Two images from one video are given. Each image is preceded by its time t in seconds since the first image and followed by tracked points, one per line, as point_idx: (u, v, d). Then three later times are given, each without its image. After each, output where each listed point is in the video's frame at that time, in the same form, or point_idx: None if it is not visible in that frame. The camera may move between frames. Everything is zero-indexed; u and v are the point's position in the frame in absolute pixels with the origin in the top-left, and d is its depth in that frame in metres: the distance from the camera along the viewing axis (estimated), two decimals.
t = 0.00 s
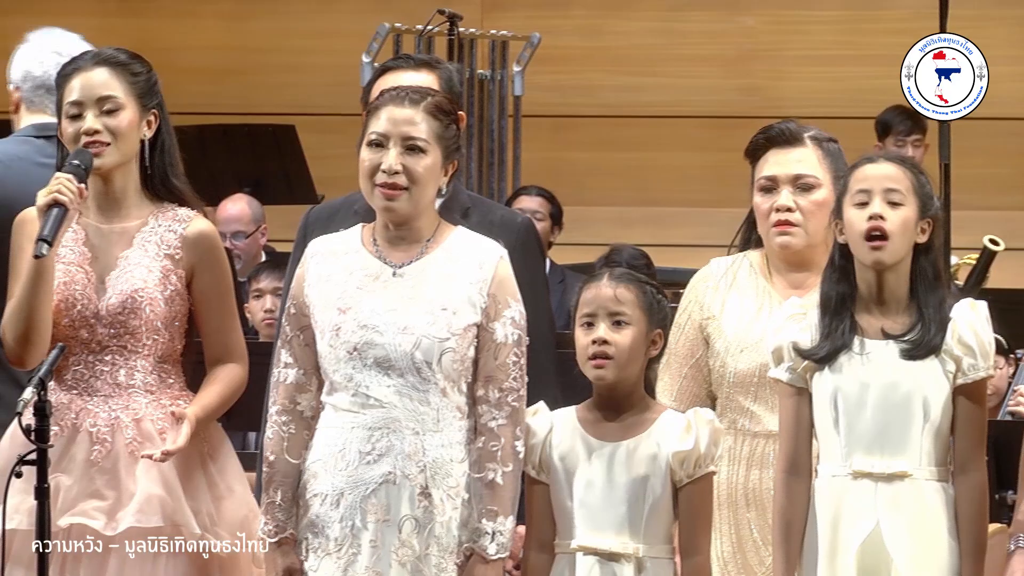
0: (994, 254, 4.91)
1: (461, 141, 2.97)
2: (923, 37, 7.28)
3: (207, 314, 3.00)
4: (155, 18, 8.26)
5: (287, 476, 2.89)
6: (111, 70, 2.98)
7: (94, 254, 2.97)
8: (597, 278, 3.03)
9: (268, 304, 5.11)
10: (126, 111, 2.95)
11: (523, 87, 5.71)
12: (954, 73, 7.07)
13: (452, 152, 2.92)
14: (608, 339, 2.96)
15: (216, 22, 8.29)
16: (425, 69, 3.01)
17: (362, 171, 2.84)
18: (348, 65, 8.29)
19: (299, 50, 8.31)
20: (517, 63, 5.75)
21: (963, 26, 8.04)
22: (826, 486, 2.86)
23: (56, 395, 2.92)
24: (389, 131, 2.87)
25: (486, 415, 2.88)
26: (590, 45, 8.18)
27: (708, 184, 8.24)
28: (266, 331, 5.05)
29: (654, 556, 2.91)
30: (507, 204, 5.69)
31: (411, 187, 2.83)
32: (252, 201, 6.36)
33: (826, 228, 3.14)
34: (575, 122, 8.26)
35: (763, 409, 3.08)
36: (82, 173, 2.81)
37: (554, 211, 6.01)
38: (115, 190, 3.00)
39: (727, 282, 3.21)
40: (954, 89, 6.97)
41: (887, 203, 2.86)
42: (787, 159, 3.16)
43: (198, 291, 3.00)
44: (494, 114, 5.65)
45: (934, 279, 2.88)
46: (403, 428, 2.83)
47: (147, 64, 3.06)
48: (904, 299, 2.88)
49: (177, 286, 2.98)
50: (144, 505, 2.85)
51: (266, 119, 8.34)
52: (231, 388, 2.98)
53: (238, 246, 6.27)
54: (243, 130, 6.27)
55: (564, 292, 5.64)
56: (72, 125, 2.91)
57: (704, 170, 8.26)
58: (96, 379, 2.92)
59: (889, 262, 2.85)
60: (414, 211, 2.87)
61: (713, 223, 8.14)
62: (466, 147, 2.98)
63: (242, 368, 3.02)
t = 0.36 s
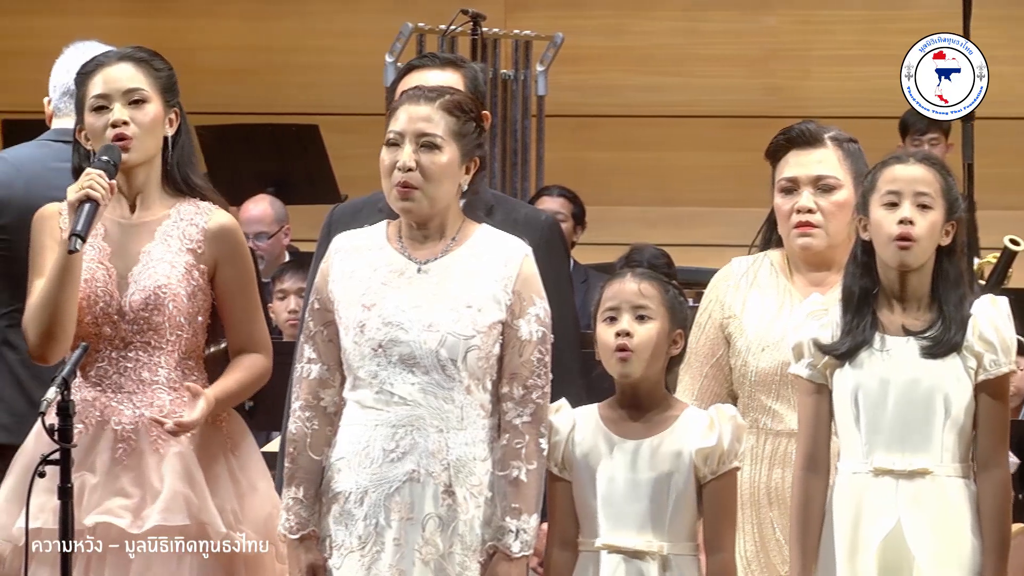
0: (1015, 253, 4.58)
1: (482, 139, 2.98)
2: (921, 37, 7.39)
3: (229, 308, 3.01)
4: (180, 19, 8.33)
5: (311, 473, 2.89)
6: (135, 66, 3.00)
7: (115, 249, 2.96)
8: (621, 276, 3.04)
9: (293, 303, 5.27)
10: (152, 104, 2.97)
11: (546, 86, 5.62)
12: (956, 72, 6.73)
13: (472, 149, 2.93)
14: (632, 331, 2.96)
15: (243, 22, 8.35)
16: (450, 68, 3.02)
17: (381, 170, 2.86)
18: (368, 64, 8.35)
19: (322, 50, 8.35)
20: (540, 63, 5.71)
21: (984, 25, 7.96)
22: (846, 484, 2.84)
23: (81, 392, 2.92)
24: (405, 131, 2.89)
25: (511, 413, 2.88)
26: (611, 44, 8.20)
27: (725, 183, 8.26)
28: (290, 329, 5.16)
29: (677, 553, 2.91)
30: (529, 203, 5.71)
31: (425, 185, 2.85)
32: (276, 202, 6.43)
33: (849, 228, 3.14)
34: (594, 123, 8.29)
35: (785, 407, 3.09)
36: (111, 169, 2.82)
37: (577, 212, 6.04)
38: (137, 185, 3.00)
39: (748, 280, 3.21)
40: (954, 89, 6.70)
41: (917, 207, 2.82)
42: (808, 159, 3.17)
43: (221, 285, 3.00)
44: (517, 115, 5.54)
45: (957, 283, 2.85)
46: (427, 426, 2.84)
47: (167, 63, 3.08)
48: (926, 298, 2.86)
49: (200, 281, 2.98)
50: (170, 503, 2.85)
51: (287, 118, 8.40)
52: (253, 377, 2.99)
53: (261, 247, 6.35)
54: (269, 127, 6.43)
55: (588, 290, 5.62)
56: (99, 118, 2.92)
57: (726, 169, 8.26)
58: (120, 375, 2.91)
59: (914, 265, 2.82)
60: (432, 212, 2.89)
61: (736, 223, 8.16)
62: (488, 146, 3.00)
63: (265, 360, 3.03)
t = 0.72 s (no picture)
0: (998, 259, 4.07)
1: (503, 137, 2.96)
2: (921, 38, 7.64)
3: (251, 315, 2.99)
4: (204, 19, 8.38)
5: (335, 475, 2.89)
6: (156, 66, 2.97)
7: (135, 253, 2.95)
8: (641, 275, 3.01)
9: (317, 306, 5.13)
10: (167, 104, 2.94)
11: (570, 87, 5.69)
12: (956, 72, 6.83)
13: (491, 148, 2.91)
14: (652, 336, 2.93)
15: (264, 22, 8.41)
16: (472, 68, 3.02)
17: (400, 173, 2.86)
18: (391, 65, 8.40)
19: (349, 52, 8.41)
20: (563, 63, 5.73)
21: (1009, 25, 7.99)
22: (870, 485, 2.82)
23: (104, 396, 2.92)
24: (423, 132, 2.88)
25: (535, 417, 2.88)
26: (638, 45, 8.29)
27: (742, 182, 8.35)
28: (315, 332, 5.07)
29: (701, 554, 2.91)
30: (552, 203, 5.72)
31: (443, 185, 2.84)
32: (307, 201, 6.46)
33: (869, 227, 3.13)
34: (617, 123, 8.40)
35: (805, 408, 3.07)
36: (126, 176, 2.80)
37: (600, 211, 6.07)
38: (155, 187, 2.97)
39: (767, 281, 3.21)
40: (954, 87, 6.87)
41: (941, 210, 2.80)
42: (827, 160, 3.16)
43: (242, 290, 2.99)
44: (541, 114, 5.57)
45: (977, 277, 2.84)
46: (451, 428, 2.84)
47: (192, 64, 3.05)
48: (949, 300, 2.84)
49: (222, 285, 2.97)
50: (194, 506, 2.84)
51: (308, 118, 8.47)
52: (276, 383, 2.97)
53: (290, 244, 6.40)
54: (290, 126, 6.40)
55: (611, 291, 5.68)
56: (114, 117, 2.90)
57: (747, 169, 8.35)
58: (143, 379, 2.91)
59: (938, 269, 2.81)
60: (454, 211, 2.88)
61: (758, 222, 8.23)
62: (510, 144, 2.97)
63: (285, 367, 3.00)
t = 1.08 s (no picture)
0: None
1: (525, 137, 2.87)
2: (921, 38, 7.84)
3: (276, 316, 2.98)
4: (231, 19, 8.29)
5: (362, 476, 2.89)
6: (180, 67, 2.97)
7: (160, 254, 2.94)
8: (667, 276, 3.02)
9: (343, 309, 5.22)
10: (190, 105, 2.93)
11: (597, 88, 5.68)
12: (956, 72, 7.42)
13: (512, 148, 2.83)
14: (678, 338, 2.94)
15: (291, 21, 8.32)
16: (499, 68, 3.03)
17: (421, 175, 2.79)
18: (415, 66, 8.31)
19: (377, 52, 8.33)
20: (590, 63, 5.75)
21: None
22: (897, 487, 2.83)
23: (128, 397, 2.91)
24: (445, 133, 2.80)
25: (562, 417, 2.88)
26: (666, 45, 8.26)
27: (765, 182, 8.28)
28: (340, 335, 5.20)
29: (726, 554, 2.90)
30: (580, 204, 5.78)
31: (461, 187, 2.77)
32: (338, 201, 6.49)
33: (891, 228, 3.13)
34: (642, 124, 8.38)
35: (827, 410, 3.08)
36: (144, 172, 2.77)
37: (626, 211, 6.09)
38: (180, 188, 2.97)
39: (790, 283, 3.22)
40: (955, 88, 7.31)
41: (968, 213, 2.82)
42: (847, 161, 3.16)
43: (267, 291, 2.98)
44: (568, 114, 5.58)
45: (1006, 281, 2.87)
46: (477, 429, 2.84)
47: (218, 64, 3.05)
48: (977, 301, 2.86)
49: (247, 285, 2.96)
50: (218, 507, 2.83)
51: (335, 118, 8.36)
52: (301, 384, 2.96)
53: (320, 243, 6.45)
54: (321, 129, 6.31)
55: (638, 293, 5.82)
56: (137, 118, 2.89)
57: (771, 169, 8.29)
58: (167, 380, 2.90)
59: (965, 276, 2.83)
60: (475, 213, 2.80)
61: (788, 223, 8.16)
62: (533, 143, 2.89)
63: (310, 367, 3.00)
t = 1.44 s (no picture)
0: None
1: (554, 137, 2.87)
2: (921, 38, 8.07)
3: (306, 318, 2.99)
4: (261, 20, 8.28)
5: (391, 476, 2.90)
6: (208, 69, 2.97)
7: (189, 255, 2.94)
8: (695, 277, 3.01)
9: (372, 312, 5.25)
10: (221, 106, 2.94)
11: (625, 88, 5.71)
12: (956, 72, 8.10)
13: (542, 149, 2.82)
14: (706, 338, 2.94)
15: (320, 23, 8.33)
16: (527, 68, 3.02)
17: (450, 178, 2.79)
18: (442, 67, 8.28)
19: (404, 53, 8.30)
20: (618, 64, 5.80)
21: None
22: (925, 487, 2.82)
23: (157, 399, 2.91)
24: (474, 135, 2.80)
25: (590, 418, 2.87)
26: (695, 46, 8.23)
27: (791, 183, 8.29)
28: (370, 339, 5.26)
29: (754, 556, 2.88)
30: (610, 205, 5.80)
31: (492, 189, 2.77)
32: (364, 201, 6.51)
33: (918, 229, 3.12)
34: (672, 125, 8.33)
35: (854, 411, 3.07)
36: (175, 175, 2.77)
37: (659, 209, 6.01)
38: (211, 188, 2.98)
39: (818, 284, 3.21)
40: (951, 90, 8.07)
41: (997, 212, 2.81)
42: (876, 161, 3.15)
43: (296, 293, 2.98)
44: (596, 115, 5.60)
45: None
46: (506, 430, 2.83)
47: (245, 64, 3.05)
48: (1005, 300, 2.85)
49: (276, 287, 2.96)
50: (244, 508, 2.81)
51: (364, 119, 8.37)
52: (331, 386, 2.96)
53: (348, 245, 6.46)
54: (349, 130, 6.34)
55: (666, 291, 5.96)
56: (168, 122, 2.90)
57: (797, 171, 8.32)
58: (194, 381, 2.90)
59: (995, 271, 2.81)
60: (505, 215, 2.80)
61: (812, 223, 8.20)
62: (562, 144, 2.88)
63: (338, 369, 2.99)
